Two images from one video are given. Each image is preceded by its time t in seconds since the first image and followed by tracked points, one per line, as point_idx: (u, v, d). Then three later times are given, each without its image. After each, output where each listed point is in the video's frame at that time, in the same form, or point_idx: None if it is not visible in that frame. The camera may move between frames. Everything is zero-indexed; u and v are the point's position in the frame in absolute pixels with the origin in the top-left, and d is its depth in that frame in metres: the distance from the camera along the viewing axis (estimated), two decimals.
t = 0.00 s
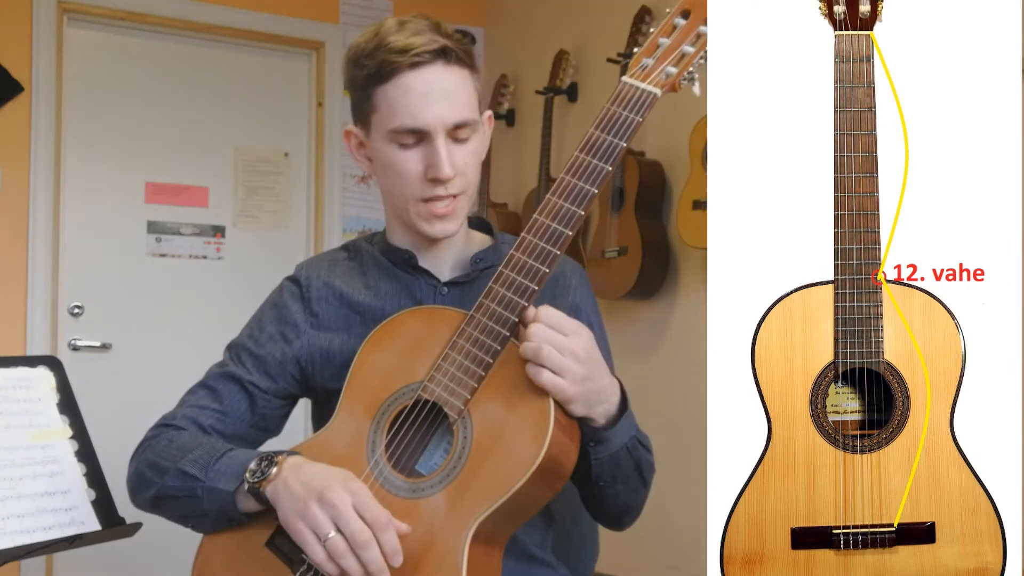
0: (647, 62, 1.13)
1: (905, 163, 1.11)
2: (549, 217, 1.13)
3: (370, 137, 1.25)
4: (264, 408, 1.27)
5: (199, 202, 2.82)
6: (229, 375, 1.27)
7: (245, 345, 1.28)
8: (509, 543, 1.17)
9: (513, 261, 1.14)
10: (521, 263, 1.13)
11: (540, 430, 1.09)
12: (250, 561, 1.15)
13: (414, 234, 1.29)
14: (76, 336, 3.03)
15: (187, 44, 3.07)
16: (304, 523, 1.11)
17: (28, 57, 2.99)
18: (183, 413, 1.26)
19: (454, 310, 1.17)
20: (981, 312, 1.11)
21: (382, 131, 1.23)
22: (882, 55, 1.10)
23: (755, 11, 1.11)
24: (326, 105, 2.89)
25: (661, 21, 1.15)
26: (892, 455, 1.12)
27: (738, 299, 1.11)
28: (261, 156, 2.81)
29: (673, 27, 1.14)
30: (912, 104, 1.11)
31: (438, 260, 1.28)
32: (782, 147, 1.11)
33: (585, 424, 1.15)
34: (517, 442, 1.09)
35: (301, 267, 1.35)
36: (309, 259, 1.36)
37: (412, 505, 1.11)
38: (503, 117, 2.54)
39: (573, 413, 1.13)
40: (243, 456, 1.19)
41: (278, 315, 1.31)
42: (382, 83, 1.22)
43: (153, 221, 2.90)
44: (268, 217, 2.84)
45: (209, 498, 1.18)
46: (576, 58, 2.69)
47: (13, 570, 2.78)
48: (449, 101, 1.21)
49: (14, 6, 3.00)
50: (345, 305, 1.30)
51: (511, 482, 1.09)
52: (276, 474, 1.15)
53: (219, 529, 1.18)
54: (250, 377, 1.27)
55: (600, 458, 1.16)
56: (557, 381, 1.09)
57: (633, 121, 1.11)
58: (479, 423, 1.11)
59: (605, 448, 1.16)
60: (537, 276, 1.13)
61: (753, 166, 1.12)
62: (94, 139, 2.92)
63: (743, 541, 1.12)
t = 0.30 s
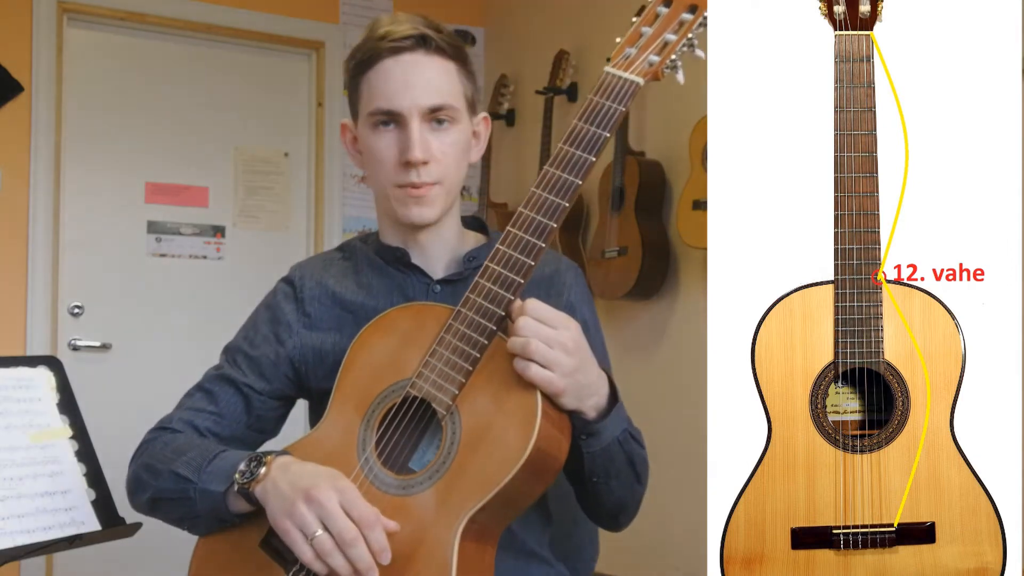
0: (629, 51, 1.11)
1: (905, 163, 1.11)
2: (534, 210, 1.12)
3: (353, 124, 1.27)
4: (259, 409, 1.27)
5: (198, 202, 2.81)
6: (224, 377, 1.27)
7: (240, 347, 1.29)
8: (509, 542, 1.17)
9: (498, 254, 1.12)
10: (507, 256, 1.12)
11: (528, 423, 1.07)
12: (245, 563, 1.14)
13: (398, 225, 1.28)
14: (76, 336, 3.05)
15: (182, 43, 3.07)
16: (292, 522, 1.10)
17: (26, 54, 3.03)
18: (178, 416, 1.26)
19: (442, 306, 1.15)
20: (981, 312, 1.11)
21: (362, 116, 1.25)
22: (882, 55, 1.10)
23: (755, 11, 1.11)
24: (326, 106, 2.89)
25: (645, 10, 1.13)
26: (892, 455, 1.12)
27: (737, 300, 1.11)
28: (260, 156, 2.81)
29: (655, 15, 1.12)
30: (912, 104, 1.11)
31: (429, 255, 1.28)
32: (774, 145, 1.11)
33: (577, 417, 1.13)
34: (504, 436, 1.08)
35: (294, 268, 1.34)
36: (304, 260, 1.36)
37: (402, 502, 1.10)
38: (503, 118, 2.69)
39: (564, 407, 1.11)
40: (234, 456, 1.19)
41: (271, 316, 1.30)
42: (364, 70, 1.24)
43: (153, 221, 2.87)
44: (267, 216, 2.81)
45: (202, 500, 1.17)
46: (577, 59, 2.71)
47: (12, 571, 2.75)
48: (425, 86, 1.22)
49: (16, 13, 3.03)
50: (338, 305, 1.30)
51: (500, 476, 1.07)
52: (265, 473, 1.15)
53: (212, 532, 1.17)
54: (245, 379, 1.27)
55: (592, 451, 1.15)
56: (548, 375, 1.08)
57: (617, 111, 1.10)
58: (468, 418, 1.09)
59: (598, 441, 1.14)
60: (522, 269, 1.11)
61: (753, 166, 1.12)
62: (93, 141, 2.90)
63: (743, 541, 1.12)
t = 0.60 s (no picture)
0: (605, 41, 1.12)
1: (905, 163, 1.11)
2: (515, 202, 1.11)
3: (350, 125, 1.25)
4: (255, 412, 1.27)
5: (197, 203, 2.94)
6: (219, 382, 1.27)
7: (235, 352, 1.29)
8: (507, 543, 1.16)
9: (481, 247, 1.12)
10: (490, 248, 1.11)
11: (512, 412, 1.05)
12: (240, 562, 1.14)
13: (391, 226, 1.27)
14: (76, 336, 2.93)
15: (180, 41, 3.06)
16: (281, 516, 1.09)
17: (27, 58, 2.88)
18: (175, 421, 1.25)
19: (428, 300, 1.14)
20: (981, 312, 1.10)
21: (359, 116, 1.24)
22: (882, 54, 1.10)
23: (755, 10, 1.11)
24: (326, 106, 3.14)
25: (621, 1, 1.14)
26: (892, 455, 1.12)
27: (737, 299, 1.11)
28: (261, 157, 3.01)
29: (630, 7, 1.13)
30: (912, 104, 1.11)
31: (421, 255, 1.27)
32: (774, 146, 1.11)
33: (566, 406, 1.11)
34: (490, 426, 1.06)
35: (288, 272, 1.34)
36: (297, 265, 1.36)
37: (392, 496, 1.08)
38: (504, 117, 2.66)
39: (555, 398, 1.09)
40: (227, 458, 1.18)
41: (265, 319, 1.30)
42: (362, 71, 1.23)
43: (153, 221, 2.93)
44: (268, 217, 3.04)
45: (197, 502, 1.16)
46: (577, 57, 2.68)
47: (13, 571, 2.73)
48: (423, 88, 1.21)
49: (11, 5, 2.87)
50: (332, 306, 1.29)
51: (485, 465, 1.05)
52: (254, 473, 1.13)
53: (210, 533, 1.17)
54: (240, 383, 1.27)
55: (585, 440, 1.13)
56: (543, 368, 1.05)
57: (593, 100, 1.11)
58: (454, 410, 1.08)
59: (589, 430, 1.12)
60: (506, 261, 1.11)
61: (753, 166, 1.12)
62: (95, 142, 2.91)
63: (743, 542, 1.12)
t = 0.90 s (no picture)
0: (591, 35, 1.11)
1: (905, 163, 1.11)
2: (504, 197, 1.11)
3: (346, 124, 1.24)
4: (252, 416, 1.27)
5: (197, 202, 3.02)
6: (214, 389, 1.27)
7: (230, 358, 1.29)
8: (506, 540, 1.16)
9: (471, 243, 1.11)
10: (479, 244, 1.11)
11: (503, 404, 1.04)
12: (238, 563, 1.14)
13: (386, 223, 1.25)
14: (76, 335, 2.86)
15: (181, 41, 3.03)
16: (277, 517, 1.08)
17: (27, 61, 2.80)
18: (172, 429, 1.25)
19: (421, 298, 1.14)
20: (981, 312, 1.10)
21: (355, 114, 1.22)
22: (882, 54, 1.10)
23: (755, 10, 1.11)
24: (325, 106, 3.17)
25: None
26: (892, 455, 1.12)
27: (737, 299, 1.11)
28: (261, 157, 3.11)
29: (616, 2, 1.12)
30: (912, 104, 1.12)
31: (416, 254, 1.27)
32: (771, 147, 1.12)
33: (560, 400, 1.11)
34: (482, 420, 1.05)
35: (279, 276, 1.34)
36: (290, 268, 1.35)
37: (386, 492, 1.07)
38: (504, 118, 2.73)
39: (550, 391, 1.08)
40: (222, 462, 1.18)
41: (260, 324, 1.30)
42: (358, 69, 1.22)
43: (153, 221, 2.96)
44: (267, 217, 3.13)
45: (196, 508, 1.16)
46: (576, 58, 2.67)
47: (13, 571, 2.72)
48: (419, 85, 1.20)
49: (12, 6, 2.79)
50: (326, 310, 1.30)
51: (478, 458, 1.04)
52: (247, 477, 1.12)
53: (211, 536, 1.17)
54: (236, 389, 1.27)
55: (577, 437, 1.12)
56: (538, 362, 1.04)
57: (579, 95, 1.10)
58: (446, 405, 1.07)
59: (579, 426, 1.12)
60: (495, 256, 1.10)
61: (753, 166, 1.12)
62: (96, 142, 2.90)
63: (743, 541, 1.12)
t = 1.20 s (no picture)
0: (619, 57, 1.10)
1: (905, 163, 1.11)
2: (527, 215, 1.11)
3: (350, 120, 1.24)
4: (253, 411, 1.27)
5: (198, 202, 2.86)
6: (216, 382, 1.27)
7: (232, 352, 1.29)
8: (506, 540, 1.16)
9: (492, 259, 1.12)
10: (500, 261, 1.11)
11: (524, 425, 1.05)
12: (236, 562, 1.12)
13: (389, 221, 1.27)
14: (76, 335, 2.99)
15: (180, 41, 3.08)
16: (287, 515, 1.08)
17: (27, 60, 2.93)
18: (173, 422, 1.26)
19: (435, 309, 1.13)
20: (981, 312, 1.11)
21: (360, 112, 1.22)
22: (882, 55, 1.10)
23: (755, 10, 1.12)
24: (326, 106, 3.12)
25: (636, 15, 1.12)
26: (892, 455, 1.12)
27: (738, 299, 1.11)
28: (261, 157, 2.89)
29: (645, 23, 1.11)
30: (912, 104, 1.11)
31: (418, 255, 1.27)
32: (769, 148, 1.12)
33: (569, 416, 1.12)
34: (501, 438, 1.06)
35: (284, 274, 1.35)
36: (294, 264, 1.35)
37: (399, 504, 1.07)
38: (504, 117, 2.80)
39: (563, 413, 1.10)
40: (222, 456, 1.19)
41: (262, 319, 1.31)
42: (363, 67, 1.22)
43: (153, 221, 2.90)
44: (268, 216, 2.90)
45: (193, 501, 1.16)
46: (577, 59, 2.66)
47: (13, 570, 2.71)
48: (425, 84, 1.20)
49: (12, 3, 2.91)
50: (328, 307, 1.30)
51: (497, 477, 1.05)
52: (249, 472, 1.13)
53: (206, 532, 1.15)
54: (238, 382, 1.27)
55: (586, 449, 1.13)
56: (553, 390, 1.06)
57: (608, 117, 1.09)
58: (463, 421, 1.07)
59: (588, 438, 1.13)
60: (516, 274, 1.11)
61: (753, 165, 1.12)
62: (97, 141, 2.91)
63: (743, 541, 1.12)
